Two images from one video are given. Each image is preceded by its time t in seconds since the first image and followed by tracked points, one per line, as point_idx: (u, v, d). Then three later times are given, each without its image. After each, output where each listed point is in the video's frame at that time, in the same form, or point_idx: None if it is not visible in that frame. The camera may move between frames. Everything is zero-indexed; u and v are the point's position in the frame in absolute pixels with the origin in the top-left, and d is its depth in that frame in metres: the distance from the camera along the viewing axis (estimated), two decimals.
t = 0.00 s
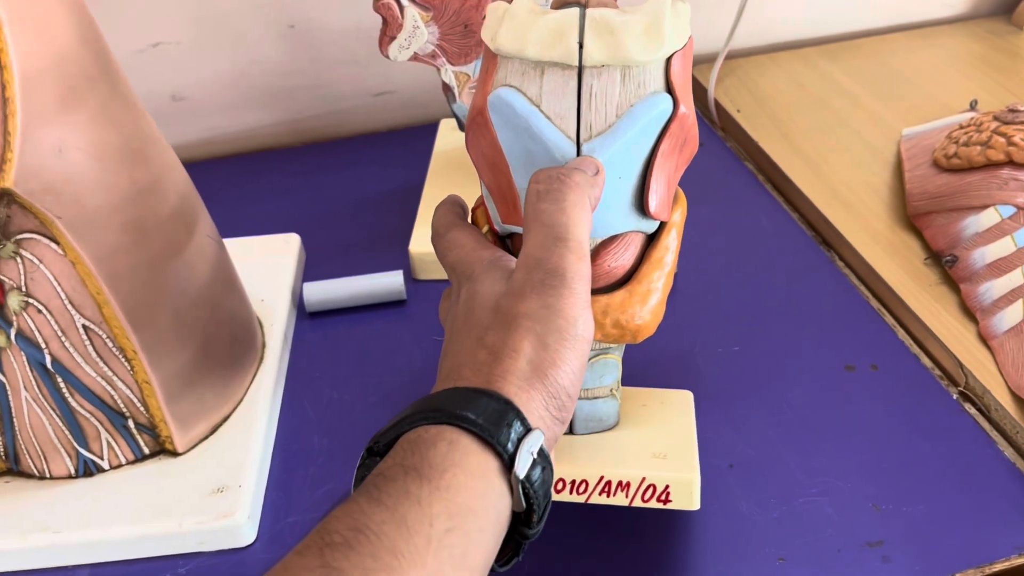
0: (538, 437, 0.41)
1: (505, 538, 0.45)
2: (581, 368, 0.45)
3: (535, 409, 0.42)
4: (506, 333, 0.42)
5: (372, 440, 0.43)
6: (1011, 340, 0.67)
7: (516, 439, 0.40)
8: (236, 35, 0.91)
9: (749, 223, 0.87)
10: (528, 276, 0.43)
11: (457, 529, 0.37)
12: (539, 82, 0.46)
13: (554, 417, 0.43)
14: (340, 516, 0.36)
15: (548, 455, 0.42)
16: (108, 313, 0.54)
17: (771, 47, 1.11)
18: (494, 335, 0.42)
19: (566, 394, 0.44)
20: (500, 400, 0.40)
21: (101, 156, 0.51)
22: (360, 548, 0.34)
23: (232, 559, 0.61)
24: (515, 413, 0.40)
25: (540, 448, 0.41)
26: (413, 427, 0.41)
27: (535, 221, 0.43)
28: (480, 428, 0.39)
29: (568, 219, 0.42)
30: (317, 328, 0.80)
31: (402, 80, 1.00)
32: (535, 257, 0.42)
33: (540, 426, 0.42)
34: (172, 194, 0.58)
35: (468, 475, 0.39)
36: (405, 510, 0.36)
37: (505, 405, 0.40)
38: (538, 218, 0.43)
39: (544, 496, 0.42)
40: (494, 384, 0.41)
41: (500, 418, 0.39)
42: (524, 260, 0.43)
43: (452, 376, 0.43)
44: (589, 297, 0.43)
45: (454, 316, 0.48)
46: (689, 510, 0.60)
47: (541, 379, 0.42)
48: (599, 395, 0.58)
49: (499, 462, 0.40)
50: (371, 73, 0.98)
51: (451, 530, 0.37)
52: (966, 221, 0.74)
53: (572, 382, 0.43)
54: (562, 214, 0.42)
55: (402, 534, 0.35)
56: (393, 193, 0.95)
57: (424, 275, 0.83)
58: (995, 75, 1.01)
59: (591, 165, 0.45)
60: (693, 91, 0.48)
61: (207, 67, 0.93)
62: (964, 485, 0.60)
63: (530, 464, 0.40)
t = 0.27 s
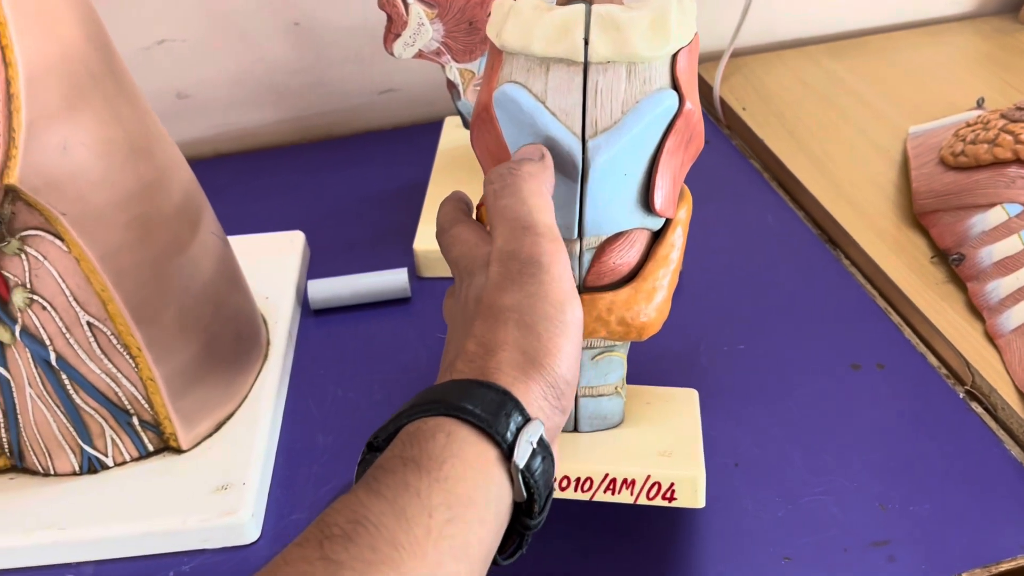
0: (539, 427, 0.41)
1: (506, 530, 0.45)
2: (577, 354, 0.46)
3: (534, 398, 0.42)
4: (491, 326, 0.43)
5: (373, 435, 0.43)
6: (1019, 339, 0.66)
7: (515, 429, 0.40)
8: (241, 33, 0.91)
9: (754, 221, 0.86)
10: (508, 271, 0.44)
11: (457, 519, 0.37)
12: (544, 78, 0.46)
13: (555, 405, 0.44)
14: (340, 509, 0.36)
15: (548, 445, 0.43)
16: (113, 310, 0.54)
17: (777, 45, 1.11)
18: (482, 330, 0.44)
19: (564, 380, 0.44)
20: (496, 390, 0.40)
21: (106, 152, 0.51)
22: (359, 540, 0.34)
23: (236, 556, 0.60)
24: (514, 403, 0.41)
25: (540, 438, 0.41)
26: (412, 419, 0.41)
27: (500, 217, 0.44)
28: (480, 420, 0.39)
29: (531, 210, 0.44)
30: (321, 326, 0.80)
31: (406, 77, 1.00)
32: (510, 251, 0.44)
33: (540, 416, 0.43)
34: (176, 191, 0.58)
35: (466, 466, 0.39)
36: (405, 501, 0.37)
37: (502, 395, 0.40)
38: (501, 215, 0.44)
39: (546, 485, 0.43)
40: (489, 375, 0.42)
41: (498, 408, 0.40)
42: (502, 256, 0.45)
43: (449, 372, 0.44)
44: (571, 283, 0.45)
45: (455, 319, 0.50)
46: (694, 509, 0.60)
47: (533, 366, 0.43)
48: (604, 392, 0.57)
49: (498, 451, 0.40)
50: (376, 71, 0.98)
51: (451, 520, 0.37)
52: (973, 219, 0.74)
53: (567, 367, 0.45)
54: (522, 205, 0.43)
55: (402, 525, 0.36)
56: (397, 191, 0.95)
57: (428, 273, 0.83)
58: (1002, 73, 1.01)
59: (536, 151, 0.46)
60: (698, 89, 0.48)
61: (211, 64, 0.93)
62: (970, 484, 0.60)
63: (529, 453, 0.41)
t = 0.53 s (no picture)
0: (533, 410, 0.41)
1: (509, 518, 0.45)
2: (573, 339, 0.46)
3: (529, 382, 0.42)
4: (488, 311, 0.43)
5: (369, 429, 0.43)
6: None
7: (508, 413, 0.40)
8: (245, 31, 0.91)
9: (758, 221, 0.86)
10: (507, 255, 0.44)
11: (449, 505, 0.38)
12: (549, 75, 0.46)
13: (549, 389, 0.44)
14: (332, 498, 0.37)
15: (543, 428, 0.42)
16: (116, 309, 0.54)
17: (781, 44, 1.11)
18: (480, 316, 0.44)
19: (559, 365, 0.44)
20: (488, 375, 0.40)
21: (110, 151, 0.51)
22: (350, 527, 0.35)
23: (238, 556, 0.60)
24: (506, 389, 0.40)
25: (534, 420, 0.41)
26: (405, 410, 0.41)
27: (505, 200, 0.44)
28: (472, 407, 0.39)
29: (537, 195, 0.43)
30: (324, 325, 0.79)
31: (410, 76, 1.00)
32: (511, 235, 0.44)
33: (535, 400, 0.43)
34: (180, 190, 0.58)
35: (457, 452, 0.39)
36: (396, 489, 0.37)
37: (494, 379, 0.40)
38: (506, 198, 0.43)
39: (544, 470, 0.42)
40: (482, 361, 0.42)
41: (490, 394, 0.40)
42: (503, 241, 0.44)
43: (447, 360, 0.44)
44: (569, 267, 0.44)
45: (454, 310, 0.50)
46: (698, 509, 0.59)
47: (528, 350, 0.43)
48: (607, 390, 0.57)
49: (491, 435, 0.40)
50: (380, 70, 0.98)
51: (443, 506, 0.37)
52: (978, 219, 0.74)
53: (562, 351, 0.44)
54: (530, 190, 0.42)
55: (393, 513, 0.36)
56: (400, 190, 0.95)
57: (431, 272, 0.83)
58: (1007, 72, 1.00)
59: (551, 149, 0.46)
60: (703, 86, 0.48)
61: (215, 63, 0.93)
62: (975, 486, 0.59)
63: (523, 436, 0.40)
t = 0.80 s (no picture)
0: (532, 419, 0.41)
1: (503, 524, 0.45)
2: (578, 354, 0.46)
3: (529, 392, 0.43)
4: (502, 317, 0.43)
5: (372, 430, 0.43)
6: None
7: (506, 421, 0.40)
8: (254, 34, 0.91)
9: (766, 224, 0.86)
10: (528, 261, 0.44)
11: (448, 510, 0.38)
12: (561, 82, 0.46)
13: (549, 401, 0.45)
14: (333, 499, 0.37)
15: (541, 437, 0.42)
16: (129, 312, 0.55)
17: (788, 47, 1.11)
18: (492, 320, 0.44)
19: (561, 379, 0.45)
20: (490, 383, 0.40)
21: (124, 156, 0.51)
22: (351, 529, 0.35)
23: (249, 557, 0.61)
24: (507, 397, 0.40)
25: (531, 429, 0.41)
26: (405, 413, 0.41)
27: (540, 206, 0.44)
28: (472, 413, 0.40)
29: (575, 207, 0.43)
30: (334, 328, 0.80)
31: (418, 78, 1.00)
32: (536, 242, 0.44)
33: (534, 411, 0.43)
34: (192, 194, 0.59)
35: (457, 457, 0.39)
36: (396, 491, 0.37)
37: (496, 388, 0.40)
38: (543, 203, 0.44)
39: (539, 479, 0.42)
40: (485, 367, 0.42)
41: (490, 402, 0.40)
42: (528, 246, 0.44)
43: (449, 364, 0.44)
44: (586, 281, 0.45)
45: (464, 311, 0.50)
46: (707, 513, 0.60)
47: (536, 361, 0.43)
48: (617, 395, 0.58)
49: (488, 442, 0.40)
50: (388, 72, 0.98)
51: (442, 510, 0.38)
52: (987, 224, 0.74)
53: (568, 365, 0.45)
54: (568, 201, 0.43)
55: (394, 516, 0.36)
56: (408, 192, 0.95)
57: (440, 275, 0.83)
58: (1015, 76, 1.00)
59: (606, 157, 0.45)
60: (714, 92, 0.48)
61: (224, 65, 0.93)
62: (983, 490, 0.60)
63: (521, 444, 0.40)
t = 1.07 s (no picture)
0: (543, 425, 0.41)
1: (513, 528, 0.45)
2: (588, 355, 0.45)
3: (538, 396, 0.42)
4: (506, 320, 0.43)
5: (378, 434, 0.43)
6: None
7: (517, 426, 0.40)
8: (254, 31, 0.91)
9: (768, 223, 0.86)
10: (532, 264, 0.44)
11: (459, 516, 0.37)
12: (561, 80, 0.45)
13: (559, 404, 0.44)
14: (342, 506, 0.37)
15: (552, 442, 0.42)
16: (127, 309, 0.54)
17: (791, 45, 1.10)
18: (497, 323, 0.43)
19: (571, 381, 0.44)
20: (500, 388, 0.40)
21: (121, 152, 0.51)
22: (360, 535, 0.35)
23: (246, 557, 0.60)
24: (517, 401, 0.40)
25: (544, 434, 0.41)
26: (414, 417, 0.41)
27: (542, 208, 0.44)
28: (482, 418, 0.39)
29: (577, 208, 0.42)
30: (333, 326, 0.79)
31: (419, 76, 1.00)
32: (540, 244, 0.43)
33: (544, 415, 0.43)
34: (190, 191, 0.58)
35: (467, 462, 0.39)
36: (406, 497, 0.37)
37: (505, 393, 0.40)
38: (546, 204, 0.43)
39: (550, 484, 0.42)
40: (495, 371, 0.41)
41: (500, 407, 0.39)
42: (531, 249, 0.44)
43: (454, 368, 0.43)
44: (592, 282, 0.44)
45: (467, 313, 0.49)
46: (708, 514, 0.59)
47: (542, 364, 0.42)
48: (617, 395, 0.57)
49: (499, 447, 0.40)
50: (388, 69, 0.98)
51: (453, 516, 0.37)
52: (990, 223, 0.73)
53: (576, 368, 0.44)
54: (570, 202, 0.42)
55: (404, 522, 0.36)
56: (408, 190, 0.94)
57: (440, 273, 0.83)
58: (1018, 74, 1.00)
59: (602, 156, 0.44)
60: (715, 91, 0.48)
61: (223, 62, 0.93)
62: (985, 491, 0.59)
63: (532, 449, 0.40)
